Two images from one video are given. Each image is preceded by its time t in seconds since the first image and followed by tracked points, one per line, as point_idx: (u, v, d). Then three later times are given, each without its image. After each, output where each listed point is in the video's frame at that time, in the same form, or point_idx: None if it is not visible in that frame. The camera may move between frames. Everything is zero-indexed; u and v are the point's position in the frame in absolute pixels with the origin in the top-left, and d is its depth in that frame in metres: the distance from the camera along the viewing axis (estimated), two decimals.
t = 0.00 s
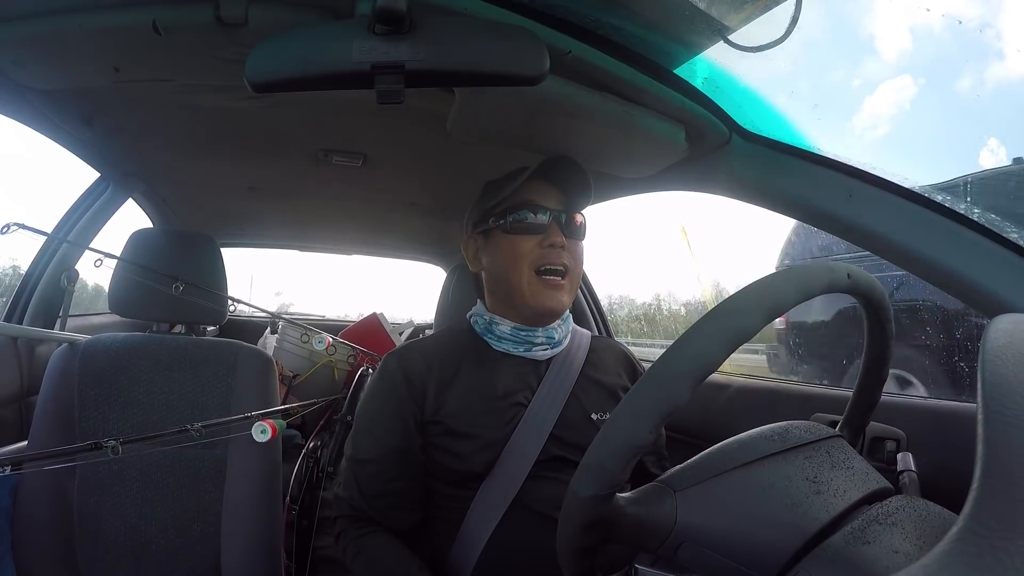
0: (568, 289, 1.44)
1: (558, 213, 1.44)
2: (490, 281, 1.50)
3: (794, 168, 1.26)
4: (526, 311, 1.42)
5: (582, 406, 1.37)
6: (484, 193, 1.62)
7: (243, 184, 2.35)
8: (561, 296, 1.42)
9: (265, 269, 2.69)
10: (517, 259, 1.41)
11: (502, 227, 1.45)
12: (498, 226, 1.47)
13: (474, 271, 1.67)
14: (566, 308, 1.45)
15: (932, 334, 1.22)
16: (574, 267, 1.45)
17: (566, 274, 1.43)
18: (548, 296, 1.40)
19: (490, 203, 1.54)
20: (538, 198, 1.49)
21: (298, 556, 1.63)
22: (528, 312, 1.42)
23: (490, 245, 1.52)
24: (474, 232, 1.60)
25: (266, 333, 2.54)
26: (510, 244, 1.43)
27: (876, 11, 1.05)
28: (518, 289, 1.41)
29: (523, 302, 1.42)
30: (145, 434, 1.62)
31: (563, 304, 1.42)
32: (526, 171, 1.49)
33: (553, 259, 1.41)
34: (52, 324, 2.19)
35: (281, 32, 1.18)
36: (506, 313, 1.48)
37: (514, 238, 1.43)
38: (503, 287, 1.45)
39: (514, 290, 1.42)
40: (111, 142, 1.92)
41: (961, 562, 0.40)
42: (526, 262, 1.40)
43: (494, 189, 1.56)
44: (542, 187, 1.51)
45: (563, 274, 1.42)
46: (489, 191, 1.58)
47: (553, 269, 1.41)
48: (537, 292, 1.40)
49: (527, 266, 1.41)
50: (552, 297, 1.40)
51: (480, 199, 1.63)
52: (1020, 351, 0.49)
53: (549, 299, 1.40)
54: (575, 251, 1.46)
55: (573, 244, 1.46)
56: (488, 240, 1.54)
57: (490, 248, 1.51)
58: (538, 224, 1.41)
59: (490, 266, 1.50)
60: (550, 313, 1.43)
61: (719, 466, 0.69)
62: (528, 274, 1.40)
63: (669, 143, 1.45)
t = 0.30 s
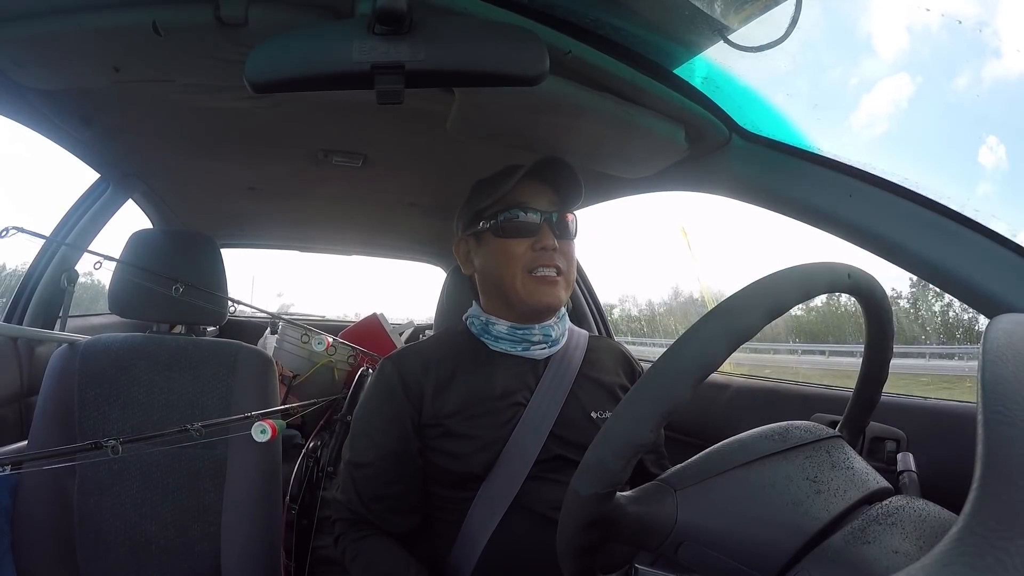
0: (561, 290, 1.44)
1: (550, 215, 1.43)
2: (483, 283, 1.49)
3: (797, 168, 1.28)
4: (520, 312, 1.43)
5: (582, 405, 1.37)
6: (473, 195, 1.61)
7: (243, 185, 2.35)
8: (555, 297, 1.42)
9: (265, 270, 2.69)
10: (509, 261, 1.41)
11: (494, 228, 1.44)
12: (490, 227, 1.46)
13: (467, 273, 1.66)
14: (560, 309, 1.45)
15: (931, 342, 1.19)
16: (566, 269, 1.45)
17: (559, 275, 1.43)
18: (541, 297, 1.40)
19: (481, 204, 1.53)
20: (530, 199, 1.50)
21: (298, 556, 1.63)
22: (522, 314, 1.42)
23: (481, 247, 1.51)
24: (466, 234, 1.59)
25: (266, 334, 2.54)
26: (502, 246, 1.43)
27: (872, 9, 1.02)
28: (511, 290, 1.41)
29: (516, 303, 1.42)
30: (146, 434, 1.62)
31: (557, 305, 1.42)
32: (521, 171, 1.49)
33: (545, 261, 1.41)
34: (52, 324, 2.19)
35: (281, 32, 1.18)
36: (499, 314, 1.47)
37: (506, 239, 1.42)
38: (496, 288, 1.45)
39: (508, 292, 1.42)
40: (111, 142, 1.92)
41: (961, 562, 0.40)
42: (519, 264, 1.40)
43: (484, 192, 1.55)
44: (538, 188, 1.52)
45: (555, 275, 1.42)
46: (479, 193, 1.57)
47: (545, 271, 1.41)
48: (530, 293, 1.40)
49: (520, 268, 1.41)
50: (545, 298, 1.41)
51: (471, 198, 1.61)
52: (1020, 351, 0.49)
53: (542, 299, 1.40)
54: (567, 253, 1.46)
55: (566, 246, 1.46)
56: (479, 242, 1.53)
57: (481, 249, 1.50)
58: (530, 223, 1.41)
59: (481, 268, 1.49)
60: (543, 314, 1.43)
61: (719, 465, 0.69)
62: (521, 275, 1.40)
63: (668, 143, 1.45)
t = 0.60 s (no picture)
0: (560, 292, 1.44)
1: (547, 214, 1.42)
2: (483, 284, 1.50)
3: (797, 168, 1.27)
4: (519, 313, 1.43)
5: (582, 405, 1.37)
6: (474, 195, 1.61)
7: (243, 184, 2.34)
8: (553, 299, 1.42)
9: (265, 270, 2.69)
10: (508, 263, 1.41)
11: (494, 229, 1.44)
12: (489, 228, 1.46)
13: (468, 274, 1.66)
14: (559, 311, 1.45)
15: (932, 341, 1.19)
16: (566, 271, 1.44)
17: (558, 276, 1.43)
18: (540, 299, 1.41)
19: (482, 204, 1.53)
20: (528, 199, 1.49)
21: (298, 557, 1.65)
22: (521, 316, 1.42)
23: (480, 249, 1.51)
24: (466, 235, 1.59)
25: (266, 333, 2.54)
26: (501, 247, 1.42)
27: (870, 8, 1.02)
28: (510, 292, 1.42)
29: (515, 305, 1.42)
30: (146, 434, 1.62)
31: (555, 308, 1.42)
32: (516, 172, 1.49)
33: (544, 263, 1.40)
34: (52, 324, 2.19)
35: (281, 32, 1.18)
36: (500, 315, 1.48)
37: (505, 241, 1.42)
38: (496, 289, 1.45)
39: (507, 294, 1.42)
40: (112, 142, 1.92)
41: (961, 561, 0.40)
42: (517, 266, 1.40)
43: (484, 193, 1.55)
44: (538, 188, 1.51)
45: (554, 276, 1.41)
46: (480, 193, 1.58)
47: (544, 273, 1.41)
48: (529, 296, 1.41)
49: (518, 271, 1.41)
50: (544, 300, 1.41)
51: (473, 199, 1.61)
52: (1020, 351, 0.49)
53: (541, 302, 1.40)
54: (566, 254, 1.44)
55: (565, 247, 1.45)
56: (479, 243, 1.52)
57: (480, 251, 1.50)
58: (529, 223, 1.40)
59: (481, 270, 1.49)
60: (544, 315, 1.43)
61: (719, 465, 0.69)
62: (519, 278, 1.40)
63: (669, 143, 1.45)
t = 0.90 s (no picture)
0: (546, 298, 1.41)
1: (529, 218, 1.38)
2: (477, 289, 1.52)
3: (798, 169, 1.28)
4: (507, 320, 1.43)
5: (583, 405, 1.36)
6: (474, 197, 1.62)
7: (243, 185, 2.34)
8: (538, 306, 1.40)
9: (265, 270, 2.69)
10: (492, 271, 1.40)
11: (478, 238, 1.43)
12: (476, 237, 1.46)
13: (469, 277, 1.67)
14: (548, 315, 1.43)
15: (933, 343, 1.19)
16: (551, 276, 1.41)
17: (542, 284, 1.39)
18: (524, 308, 1.39)
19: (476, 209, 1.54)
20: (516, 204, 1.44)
21: (298, 556, 1.67)
22: (509, 322, 1.43)
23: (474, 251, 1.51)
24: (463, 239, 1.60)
25: (266, 334, 2.54)
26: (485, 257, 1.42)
27: (869, 8, 1.02)
28: (497, 299, 1.42)
29: (502, 312, 1.43)
30: (146, 434, 1.62)
31: (540, 315, 1.41)
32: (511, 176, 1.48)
33: (525, 272, 1.37)
34: (52, 324, 2.19)
35: (281, 32, 1.18)
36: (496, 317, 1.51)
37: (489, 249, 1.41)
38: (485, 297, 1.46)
39: (493, 302, 1.43)
40: (112, 143, 1.92)
41: (961, 560, 0.40)
42: (500, 276, 1.39)
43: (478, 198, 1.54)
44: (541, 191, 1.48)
45: (538, 284, 1.38)
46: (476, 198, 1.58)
47: (525, 281, 1.38)
48: (512, 305, 1.40)
49: (501, 280, 1.40)
50: (529, 308, 1.40)
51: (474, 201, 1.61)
52: (1019, 351, 0.49)
53: (524, 310, 1.39)
54: (550, 259, 1.40)
55: (549, 251, 1.40)
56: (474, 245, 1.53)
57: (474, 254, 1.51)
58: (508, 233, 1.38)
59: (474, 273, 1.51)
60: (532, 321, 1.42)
61: (719, 465, 0.70)
62: (502, 287, 1.40)
63: (669, 144, 1.45)
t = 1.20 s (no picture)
0: (536, 292, 1.40)
1: (520, 213, 1.39)
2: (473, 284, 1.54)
3: (798, 169, 1.28)
4: (498, 312, 1.44)
5: (583, 405, 1.37)
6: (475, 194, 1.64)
7: (243, 185, 2.34)
8: (526, 299, 1.40)
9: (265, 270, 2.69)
10: (483, 263, 1.42)
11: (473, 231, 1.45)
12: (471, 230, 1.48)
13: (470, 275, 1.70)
14: (538, 309, 1.42)
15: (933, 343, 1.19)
16: (541, 270, 1.40)
17: (532, 276, 1.39)
18: (514, 301, 1.40)
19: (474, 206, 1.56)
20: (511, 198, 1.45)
21: (298, 554, 1.69)
22: (499, 315, 1.44)
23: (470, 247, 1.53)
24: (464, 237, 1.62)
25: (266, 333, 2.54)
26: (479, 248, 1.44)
27: (867, 8, 1.02)
28: (487, 292, 1.43)
29: (492, 304, 1.43)
30: (146, 434, 1.62)
31: (528, 309, 1.40)
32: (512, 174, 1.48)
33: (513, 263, 1.38)
34: (52, 324, 2.19)
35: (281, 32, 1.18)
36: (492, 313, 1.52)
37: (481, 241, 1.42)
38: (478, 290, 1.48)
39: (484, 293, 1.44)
40: (112, 142, 1.92)
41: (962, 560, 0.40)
42: (489, 266, 1.40)
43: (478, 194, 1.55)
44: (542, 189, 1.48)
45: (527, 277, 1.38)
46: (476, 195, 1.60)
47: (514, 272, 1.38)
48: (501, 296, 1.40)
49: (490, 270, 1.41)
50: (517, 302, 1.39)
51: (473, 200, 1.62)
52: (1019, 351, 0.49)
53: (512, 303, 1.39)
54: (540, 252, 1.39)
55: (541, 245, 1.40)
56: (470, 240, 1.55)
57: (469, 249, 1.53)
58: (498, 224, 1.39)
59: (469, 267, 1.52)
60: (521, 316, 1.42)
61: (719, 465, 0.70)
62: (491, 277, 1.41)
63: (668, 144, 1.45)
